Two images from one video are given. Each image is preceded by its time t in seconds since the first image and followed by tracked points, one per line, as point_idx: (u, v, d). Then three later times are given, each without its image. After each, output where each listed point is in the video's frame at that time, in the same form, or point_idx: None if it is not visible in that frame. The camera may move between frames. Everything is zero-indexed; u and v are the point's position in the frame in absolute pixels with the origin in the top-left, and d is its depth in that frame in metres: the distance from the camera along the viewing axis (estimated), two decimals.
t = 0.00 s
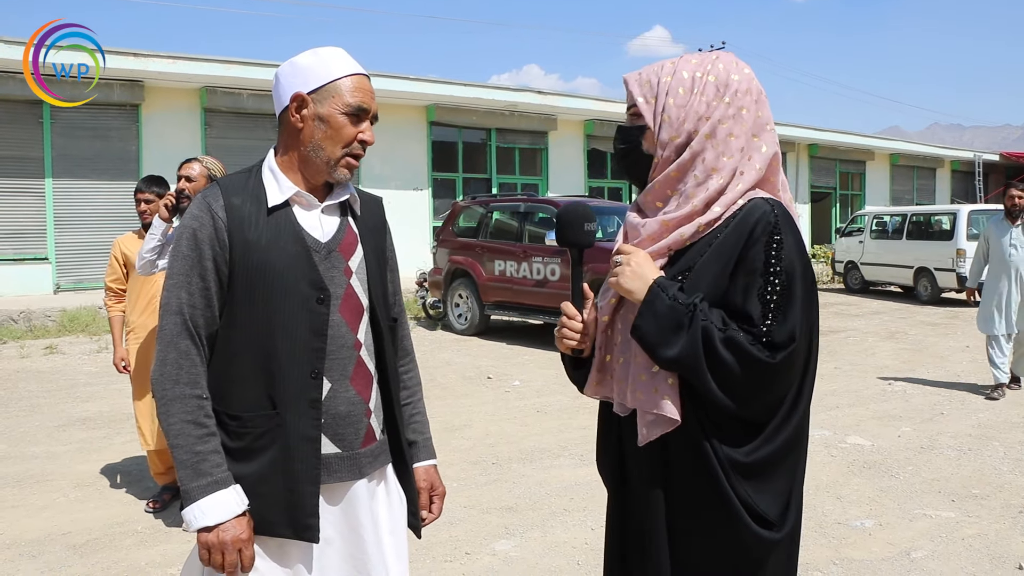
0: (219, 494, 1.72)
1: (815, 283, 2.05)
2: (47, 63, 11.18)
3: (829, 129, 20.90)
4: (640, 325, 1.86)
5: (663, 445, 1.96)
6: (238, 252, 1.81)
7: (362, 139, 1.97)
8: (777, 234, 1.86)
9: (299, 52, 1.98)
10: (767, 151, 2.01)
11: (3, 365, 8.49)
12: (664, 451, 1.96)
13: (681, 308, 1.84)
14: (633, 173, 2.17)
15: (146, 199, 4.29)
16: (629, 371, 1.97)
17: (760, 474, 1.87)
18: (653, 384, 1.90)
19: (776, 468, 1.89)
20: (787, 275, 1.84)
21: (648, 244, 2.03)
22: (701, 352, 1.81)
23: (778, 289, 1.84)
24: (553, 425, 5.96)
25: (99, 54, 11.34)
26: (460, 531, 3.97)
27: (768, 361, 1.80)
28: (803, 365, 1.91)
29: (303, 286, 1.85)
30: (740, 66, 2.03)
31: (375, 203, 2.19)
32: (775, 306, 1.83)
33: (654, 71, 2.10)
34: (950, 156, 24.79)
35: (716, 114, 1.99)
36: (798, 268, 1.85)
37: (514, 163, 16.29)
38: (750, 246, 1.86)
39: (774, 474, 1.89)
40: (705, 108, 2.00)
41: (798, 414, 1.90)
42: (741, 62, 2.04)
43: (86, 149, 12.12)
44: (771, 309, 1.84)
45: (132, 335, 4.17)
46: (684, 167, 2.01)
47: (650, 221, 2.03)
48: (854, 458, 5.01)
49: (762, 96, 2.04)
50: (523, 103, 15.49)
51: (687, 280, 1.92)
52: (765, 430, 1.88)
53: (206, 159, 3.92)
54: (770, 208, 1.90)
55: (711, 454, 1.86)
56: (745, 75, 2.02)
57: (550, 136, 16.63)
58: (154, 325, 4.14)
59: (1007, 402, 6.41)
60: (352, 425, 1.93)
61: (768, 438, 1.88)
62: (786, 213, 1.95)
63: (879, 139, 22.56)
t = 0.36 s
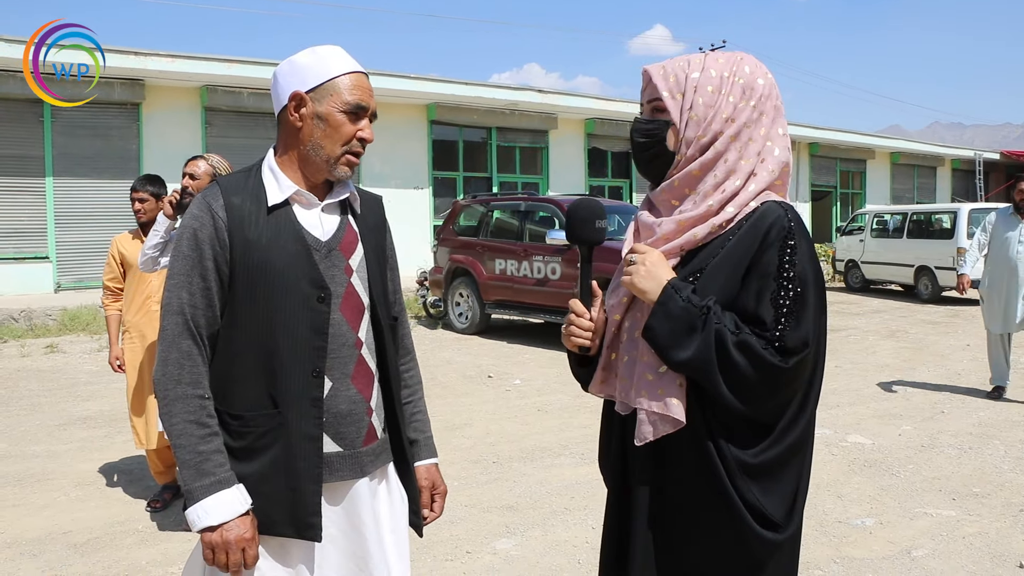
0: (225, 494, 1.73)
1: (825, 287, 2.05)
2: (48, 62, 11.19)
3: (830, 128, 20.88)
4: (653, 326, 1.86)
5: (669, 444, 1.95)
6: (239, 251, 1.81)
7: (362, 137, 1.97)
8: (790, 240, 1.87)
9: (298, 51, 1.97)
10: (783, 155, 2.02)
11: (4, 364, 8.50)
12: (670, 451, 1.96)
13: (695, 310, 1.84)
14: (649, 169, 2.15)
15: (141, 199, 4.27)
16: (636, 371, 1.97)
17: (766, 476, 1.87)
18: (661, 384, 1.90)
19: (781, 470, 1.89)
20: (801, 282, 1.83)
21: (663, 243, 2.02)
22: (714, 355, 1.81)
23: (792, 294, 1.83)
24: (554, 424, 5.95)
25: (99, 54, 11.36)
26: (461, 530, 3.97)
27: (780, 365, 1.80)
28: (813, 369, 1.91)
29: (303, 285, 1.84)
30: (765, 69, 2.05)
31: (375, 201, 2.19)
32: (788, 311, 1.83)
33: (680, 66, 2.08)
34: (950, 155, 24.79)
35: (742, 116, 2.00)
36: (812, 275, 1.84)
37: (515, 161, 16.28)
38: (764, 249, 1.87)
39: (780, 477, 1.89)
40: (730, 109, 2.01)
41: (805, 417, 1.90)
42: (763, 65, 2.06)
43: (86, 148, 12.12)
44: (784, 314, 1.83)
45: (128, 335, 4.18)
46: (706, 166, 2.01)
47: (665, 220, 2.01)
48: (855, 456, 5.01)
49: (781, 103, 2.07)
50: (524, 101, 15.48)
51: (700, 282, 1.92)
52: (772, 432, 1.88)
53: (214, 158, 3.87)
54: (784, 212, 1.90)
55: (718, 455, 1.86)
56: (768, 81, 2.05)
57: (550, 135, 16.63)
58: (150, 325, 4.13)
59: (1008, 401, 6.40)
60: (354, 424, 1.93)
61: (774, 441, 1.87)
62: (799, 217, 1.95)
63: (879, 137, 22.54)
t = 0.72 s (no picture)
0: (224, 494, 1.73)
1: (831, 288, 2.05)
2: (47, 62, 11.20)
3: (831, 127, 20.87)
4: (660, 328, 1.86)
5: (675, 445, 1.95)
6: (239, 252, 1.81)
7: (361, 139, 1.97)
8: (797, 240, 1.87)
9: (299, 52, 1.97)
10: (788, 155, 2.02)
11: (5, 364, 8.49)
12: (677, 452, 1.96)
13: (702, 311, 1.84)
14: (655, 170, 2.15)
15: (139, 199, 4.26)
16: (642, 372, 1.97)
17: (773, 477, 1.87)
18: (667, 385, 1.90)
19: (788, 471, 1.88)
20: (808, 283, 1.83)
21: (670, 244, 2.01)
22: (721, 356, 1.81)
23: (799, 295, 1.83)
24: (555, 424, 5.96)
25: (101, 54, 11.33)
26: (462, 530, 3.97)
27: (788, 367, 1.80)
28: (819, 370, 1.91)
29: (303, 286, 1.84)
30: (771, 70, 2.06)
31: (375, 202, 2.19)
32: (796, 312, 1.83)
33: (688, 67, 2.08)
34: (951, 154, 24.77)
35: (750, 117, 2.01)
36: (819, 276, 1.84)
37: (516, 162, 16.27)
38: (770, 250, 1.87)
39: (787, 478, 1.88)
40: (738, 110, 2.02)
41: (812, 418, 1.90)
42: (769, 66, 2.07)
43: (87, 148, 12.13)
44: (792, 315, 1.83)
45: (127, 336, 4.19)
46: (716, 166, 2.01)
47: (673, 221, 2.01)
48: (856, 456, 5.01)
49: (784, 104, 2.08)
50: (524, 102, 15.49)
51: (706, 283, 1.92)
52: (780, 433, 1.88)
53: (217, 158, 3.87)
54: (789, 213, 1.91)
55: (725, 457, 1.86)
56: (773, 82, 2.06)
57: (551, 135, 16.63)
58: (148, 326, 4.14)
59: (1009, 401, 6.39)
60: (353, 424, 1.93)
61: (782, 442, 1.87)
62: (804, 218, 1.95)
63: (880, 137, 22.53)
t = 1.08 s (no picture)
0: (224, 495, 1.73)
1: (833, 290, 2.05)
2: (47, 63, 11.21)
3: (831, 129, 20.88)
4: (663, 330, 1.86)
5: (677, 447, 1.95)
6: (240, 253, 1.81)
7: (362, 141, 1.97)
8: (799, 243, 1.87)
9: (299, 54, 1.98)
10: (791, 158, 2.03)
11: (6, 365, 8.49)
12: (677, 454, 1.96)
13: (705, 314, 1.84)
14: (657, 172, 2.15)
15: (144, 199, 4.28)
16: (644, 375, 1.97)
17: (774, 479, 1.87)
18: (669, 387, 1.90)
19: (789, 474, 1.89)
20: (809, 287, 1.84)
21: (673, 247, 2.01)
22: (723, 358, 1.81)
23: (800, 298, 1.83)
24: (555, 425, 5.96)
25: (99, 54, 11.40)
26: (462, 531, 3.97)
27: (789, 370, 1.80)
28: (820, 374, 1.91)
29: (304, 288, 1.85)
30: (774, 74, 2.07)
31: (376, 204, 2.19)
32: (798, 315, 1.83)
33: (691, 69, 2.08)
34: (952, 157, 24.78)
35: (753, 120, 2.01)
36: (821, 280, 1.85)
37: (516, 163, 16.28)
38: (772, 254, 1.87)
39: (787, 481, 1.89)
40: (741, 112, 2.02)
41: (813, 421, 1.91)
42: (772, 69, 2.08)
43: (88, 148, 12.13)
44: (793, 318, 1.84)
45: (130, 335, 4.19)
46: (718, 168, 2.01)
47: (675, 224, 2.01)
48: (856, 458, 5.01)
49: (787, 107, 2.08)
50: (526, 103, 15.49)
51: (708, 286, 1.92)
52: (781, 435, 1.89)
53: (222, 159, 3.87)
54: (792, 216, 1.91)
55: (726, 459, 1.86)
56: (775, 85, 2.06)
57: (552, 136, 16.64)
58: (151, 327, 4.14)
59: (1010, 403, 6.39)
60: (353, 425, 1.93)
61: (783, 444, 1.88)
62: (807, 222, 1.95)
63: (880, 139, 22.54)
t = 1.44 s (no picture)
0: (224, 496, 1.73)
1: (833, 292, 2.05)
2: (47, 63, 11.23)
3: (833, 131, 20.87)
4: (663, 330, 1.86)
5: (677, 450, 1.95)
6: (241, 254, 1.82)
7: (362, 142, 1.98)
8: (799, 245, 1.87)
9: (300, 55, 1.98)
10: (792, 160, 2.03)
11: (7, 365, 8.51)
12: (676, 454, 1.96)
13: (704, 314, 1.84)
14: (657, 172, 2.14)
15: (153, 199, 4.29)
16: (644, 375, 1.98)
17: (773, 481, 1.87)
18: (669, 388, 1.90)
19: (789, 475, 1.89)
20: (809, 287, 1.84)
21: (673, 247, 2.02)
22: (722, 358, 1.81)
23: (799, 300, 1.84)
24: (556, 426, 5.96)
25: (99, 54, 11.42)
26: (463, 532, 3.97)
27: (788, 370, 1.80)
28: (819, 375, 1.91)
29: (304, 289, 1.85)
30: (775, 76, 2.07)
31: (376, 205, 2.19)
32: (796, 316, 1.83)
33: (693, 70, 2.08)
34: (954, 158, 24.77)
35: (754, 122, 2.01)
36: (820, 282, 1.85)
37: (518, 164, 16.29)
38: (772, 255, 1.87)
39: (786, 482, 1.89)
40: (742, 114, 2.02)
41: (812, 422, 1.91)
42: (773, 72, 2.08)
43: (91, 149, 12.15)
44: (792, 319, 1.84)
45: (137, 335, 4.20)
46: (718, 170, 2.01)
47: (676, 225, 2.02)
48: (857, 460, 5.00)
49: (787, 109, 2.08)
50: (527, 104, 15.50)
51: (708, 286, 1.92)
52: (781, 436, 1.89)
53: (223, 159, 3.88)
54: (791, 218, 1.91)
55: (725, 459, 1.86)
56: (776, 88, 2.07)
57: (553, 137, 16.65)
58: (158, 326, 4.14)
59: (1011, 405, 6.38)
60: (353, 426, 1.94)
61: (782, 445, 1.88)
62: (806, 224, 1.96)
63: (882, 140, 22.54)
